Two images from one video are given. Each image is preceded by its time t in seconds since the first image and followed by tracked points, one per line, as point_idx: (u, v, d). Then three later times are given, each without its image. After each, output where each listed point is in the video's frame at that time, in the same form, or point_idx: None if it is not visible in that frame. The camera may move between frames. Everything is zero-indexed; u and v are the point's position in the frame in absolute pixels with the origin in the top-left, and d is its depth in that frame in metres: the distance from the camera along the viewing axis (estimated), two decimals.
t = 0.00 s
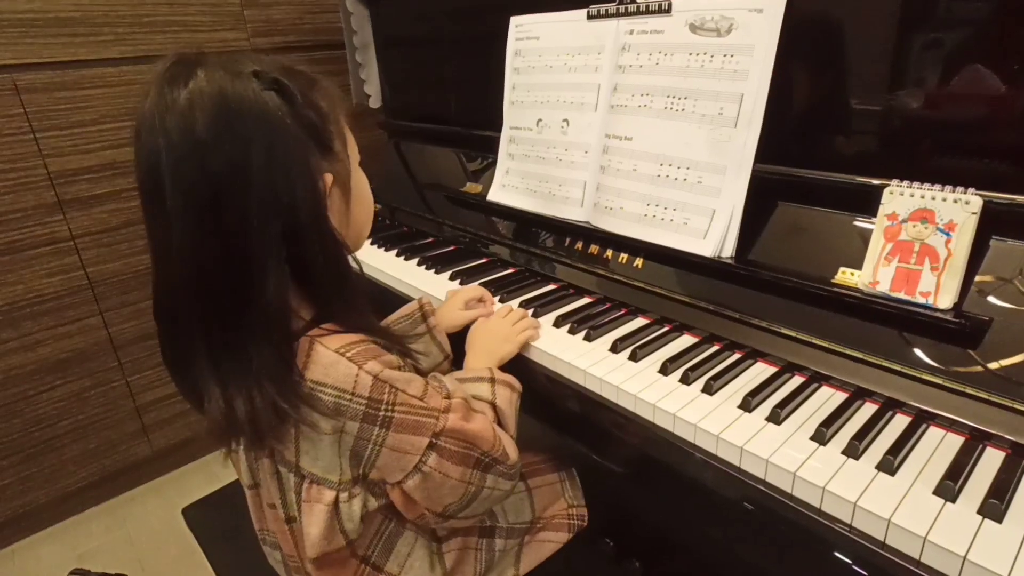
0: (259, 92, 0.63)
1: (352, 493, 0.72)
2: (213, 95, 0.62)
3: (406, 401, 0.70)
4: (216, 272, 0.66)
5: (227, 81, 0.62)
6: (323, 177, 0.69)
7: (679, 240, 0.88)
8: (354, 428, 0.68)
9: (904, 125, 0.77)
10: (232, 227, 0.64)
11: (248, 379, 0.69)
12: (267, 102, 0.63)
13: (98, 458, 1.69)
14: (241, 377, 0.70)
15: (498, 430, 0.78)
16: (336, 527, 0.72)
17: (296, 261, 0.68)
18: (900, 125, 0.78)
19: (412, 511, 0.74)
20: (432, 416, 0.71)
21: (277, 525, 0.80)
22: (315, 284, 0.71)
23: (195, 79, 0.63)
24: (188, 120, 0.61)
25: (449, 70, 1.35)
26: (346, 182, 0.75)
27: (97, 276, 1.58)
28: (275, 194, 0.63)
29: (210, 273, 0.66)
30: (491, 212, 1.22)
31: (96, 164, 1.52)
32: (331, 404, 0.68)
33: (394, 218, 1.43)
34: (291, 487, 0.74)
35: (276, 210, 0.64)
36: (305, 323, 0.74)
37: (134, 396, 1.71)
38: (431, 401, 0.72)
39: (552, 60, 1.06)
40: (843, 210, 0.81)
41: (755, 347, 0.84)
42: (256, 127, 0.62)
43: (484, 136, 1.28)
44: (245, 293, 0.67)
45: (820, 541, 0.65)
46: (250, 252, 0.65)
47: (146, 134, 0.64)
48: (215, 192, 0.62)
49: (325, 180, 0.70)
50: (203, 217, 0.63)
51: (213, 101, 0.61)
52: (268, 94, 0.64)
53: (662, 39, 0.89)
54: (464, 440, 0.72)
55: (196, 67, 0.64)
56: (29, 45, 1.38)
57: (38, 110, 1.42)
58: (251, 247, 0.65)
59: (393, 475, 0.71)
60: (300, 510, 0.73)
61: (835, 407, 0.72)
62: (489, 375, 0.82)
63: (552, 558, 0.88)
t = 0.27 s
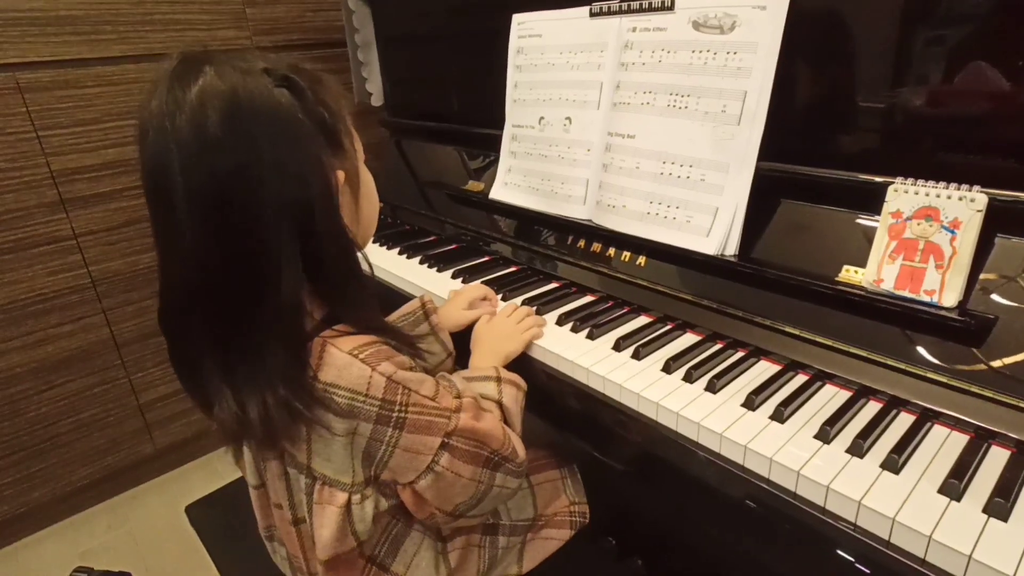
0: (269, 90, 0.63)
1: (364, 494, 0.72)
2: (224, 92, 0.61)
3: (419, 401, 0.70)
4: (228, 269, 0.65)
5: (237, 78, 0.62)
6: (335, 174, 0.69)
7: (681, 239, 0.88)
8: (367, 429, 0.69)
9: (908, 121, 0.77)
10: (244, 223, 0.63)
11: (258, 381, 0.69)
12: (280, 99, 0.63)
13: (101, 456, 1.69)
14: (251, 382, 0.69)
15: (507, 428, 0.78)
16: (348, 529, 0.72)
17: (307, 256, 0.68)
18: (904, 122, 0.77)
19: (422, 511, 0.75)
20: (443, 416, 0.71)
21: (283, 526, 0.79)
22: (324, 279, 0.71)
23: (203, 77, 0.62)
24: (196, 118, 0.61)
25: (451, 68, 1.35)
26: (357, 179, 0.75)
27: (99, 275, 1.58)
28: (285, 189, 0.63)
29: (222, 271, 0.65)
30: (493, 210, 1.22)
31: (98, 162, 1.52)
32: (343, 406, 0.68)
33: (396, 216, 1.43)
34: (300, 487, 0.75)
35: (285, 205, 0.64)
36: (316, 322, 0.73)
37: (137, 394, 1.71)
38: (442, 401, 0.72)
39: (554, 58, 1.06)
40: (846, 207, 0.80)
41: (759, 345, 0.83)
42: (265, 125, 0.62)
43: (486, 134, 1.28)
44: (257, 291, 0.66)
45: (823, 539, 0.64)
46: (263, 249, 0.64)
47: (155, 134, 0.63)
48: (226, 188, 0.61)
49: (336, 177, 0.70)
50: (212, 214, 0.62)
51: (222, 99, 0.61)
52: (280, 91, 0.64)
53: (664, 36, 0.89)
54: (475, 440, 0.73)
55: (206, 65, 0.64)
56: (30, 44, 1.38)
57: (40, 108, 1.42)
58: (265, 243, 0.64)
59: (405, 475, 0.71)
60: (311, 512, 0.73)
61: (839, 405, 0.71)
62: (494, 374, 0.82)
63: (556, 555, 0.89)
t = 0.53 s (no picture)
0: (279, 90, 0.63)
1: (367, 501, 0.71)
2: (233, 91, 0.61)
3: (421, 408, 0.70)
4: (230, 269, 0.65)
5: (248, 78, 0.62)
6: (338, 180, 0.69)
7: (683, 239, 0.88)
8: (369, 437, 0.68)
9: (912, 121, 0.77)
10: (248, 222, 0.63)
11: (257, 381, 0.69)
12: (288, 98, 0.63)
13: (104, 456, 1.69)
14: (250, 382, 0.70)
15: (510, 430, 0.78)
16: (351, 536, 0.72)
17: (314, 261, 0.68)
18: (907, 122, 0.77)
19: (425, 516, 0.75)
20: (446, 422, 0.71)
21: (283, 531, 0.79)
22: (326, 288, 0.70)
23: (213, 75, 0.62)
24: (202, 117, 0.61)
25: (453, 68, 1.35)
26: (360, 185, 0.75)
27: (102, 275, 1.58)
28: (292, 189, 0.63)
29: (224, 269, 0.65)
30: (495, 210, 1.22)
31: (101, 163, 1.52)
32: (345, 415, 0.68)
33: (398, 217, 1.44)
34: (300, 495, 0.75)
35: (288, 207, 0.63)
36: (316, 328, 0.73)
37: (140, 394, 1.71)
38: (444, 407, 0.72)
39: (556, 58, 1.06)
40: (848, 208, 0.80)
41: (762, 345, 0.83)
42: (274, 125, 0.62)
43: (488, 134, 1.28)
44: (258, 290, 0.66)
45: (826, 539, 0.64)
46: (266, 248, 0.64)
47: (160, 132, 0.63)
48: (230, 186, 0.61)
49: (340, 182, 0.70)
50: (223, 212, 0.62)
51: (231, 100, 0.61)
52: (290, 92, 0.64)
53: (667, 36, 0.89)
54: (477, 443, 0.73)
55: (217, 64, 0.64)
56: (34, 44, 1.38)
57: (44, 109, 1.42)
58: (269, 241, 0.64)
59: (408, 482, 0.71)
60: (313, 521, 0.73)
61: (842, 406, 0.71)
62: (496, 375, 0.81)
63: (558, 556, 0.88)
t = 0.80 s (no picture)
0: (292, 95, 0.63)
1: (373, 511, 0.71)
2: (246, 92, 0.61)
3: (427, 416, 0.70)
4: (228, 275, 0.65)
5: (260, 82, 0.62)
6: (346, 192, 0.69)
7: (684, 240, 0.88)
8: (375, 447, 0.68)
9: (912, 122, 0.77)
10: (249, 228, 0.62)
11: (255, 387, 0.69)
12: (297, 105, 0.62)
13: (106, 458, 1.69)
14: (246, 386, 0.70)
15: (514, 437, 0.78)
16: (357, 546, 0.71)
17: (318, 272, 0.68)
18: (908, 123, 0.77)
19: (430, 523, 0.75)
20: (452, 430, 0.71)
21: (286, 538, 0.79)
22: (329, 295, 0.70)
23: (228, 77, 0.62)
24: (213, 115, 0.61)
25: (454, 70, 1.35)
26: (367, 200, 0.76)
27: (104, 278, 1.58)
28: (293, 199, 0.62)
29: (222, 274, 0.65)
30: (496, 212, 1.22)
31: (103, 166, 1.53)
32: (352, 425, 0.68)
33: (400, 219, 1.44)
34: (303, 505, 0.74)
35: (291, 212, 0.63)
36: (319, 338, 0.74)
37: (141, 397, 1.71)
38: (451, 414, 0.72)
39: (557, 60, 1.06)
40: (849, 208, 0.80)
41: (763, 347, 0.83)
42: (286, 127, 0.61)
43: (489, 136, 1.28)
44: (257, 297, 0.66)
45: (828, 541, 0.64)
46: (267, 253, 0.64)
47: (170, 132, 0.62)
48: (232, 192, 0.61)
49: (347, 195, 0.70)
50: (224, 219, 0.62)
51: (242, 102, 0.61)
52: (303, 99, 0.64)
53: (667, 38, 0.89)
54: (483, 451, 0.73)
55: (233, 66, 0.65)
56: (37, 48, 1.39)
57: (46, 112, 1.42)
58: (270, 249, 0.64)
59: (414, 490, 0.71)
60: (318, 531, 0.73)
61: (844, 407, 0.71)
62: (502, 382, 0.82)
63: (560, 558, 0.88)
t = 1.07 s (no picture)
0: (334, 101, 0.63)
1: (389, 513, 0.71)
2: (288, 94, 0.61)
3: (448, 420, 0.70)
4: (262, 278, 0.65)
5: (301, 83, 0.62)
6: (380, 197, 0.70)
7: (686, 241, 0.88)
8: (396, 450, 0.68)
9: (914, 122, 0.77)
10: (291, 233, 0.63)
11: (286, 391, 0.69)
12: (341, 114, 0.63)
13: (110, 460, 1.70)
14: (265, 384, 0.70)
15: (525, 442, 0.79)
16: (372, 548, 0.71)
17: (351, 278, 0.68)
18: (910, 123, 0.77)
19: (442, 528, 0.75)
20: (471, 434, 0.71)
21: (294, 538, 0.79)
22: (367, 298, 0.71)
23: (266, 78, 0.62)
24: (254, 116, 0.60)
25: (455, 71, 1.35)
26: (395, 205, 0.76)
27: (107, 280, 1.59)
28: (336, 207, 0.63)
29: (260, 277, 0.65)
30: (497, 213, 1.22)
31: (105, 168, 1.53)
32: (376, 427, 0.68)
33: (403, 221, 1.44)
34: (318, 508, 0.74)
35: (331, 218, 0.63)
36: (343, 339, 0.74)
37: (145, 399, 1.72)
38: (469, 419, 0.73)
39: (558, 61, 1.06)
40: (852, 208, 0.80)
41: (766, 347, 0.83)
42: (326, 133, 0.62)
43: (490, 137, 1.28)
44: (292, 302, 0.66)
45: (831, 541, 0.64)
46: (308, 257, 0.64)
47: (208, 134, 0.62)
48: (275, 197, 0.61)
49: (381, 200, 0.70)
50: (264, 224, 0.62)
51: (285, 102, 0.61)
52: (342, 106, 0.65)
53: (668, 39, 0.89)
54: (498, 456, 0.74)
55: (270, 65, 0.65)
56: (39, 52, 1.39)
57: (48, 115, 1.43)
58: (310, 254, 0.64)
59: (430, 493, 0.71)
60: (332, 533, 0.73)
61: (846, 408, 0.71)
62: (511, 390, 0.82)
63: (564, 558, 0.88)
